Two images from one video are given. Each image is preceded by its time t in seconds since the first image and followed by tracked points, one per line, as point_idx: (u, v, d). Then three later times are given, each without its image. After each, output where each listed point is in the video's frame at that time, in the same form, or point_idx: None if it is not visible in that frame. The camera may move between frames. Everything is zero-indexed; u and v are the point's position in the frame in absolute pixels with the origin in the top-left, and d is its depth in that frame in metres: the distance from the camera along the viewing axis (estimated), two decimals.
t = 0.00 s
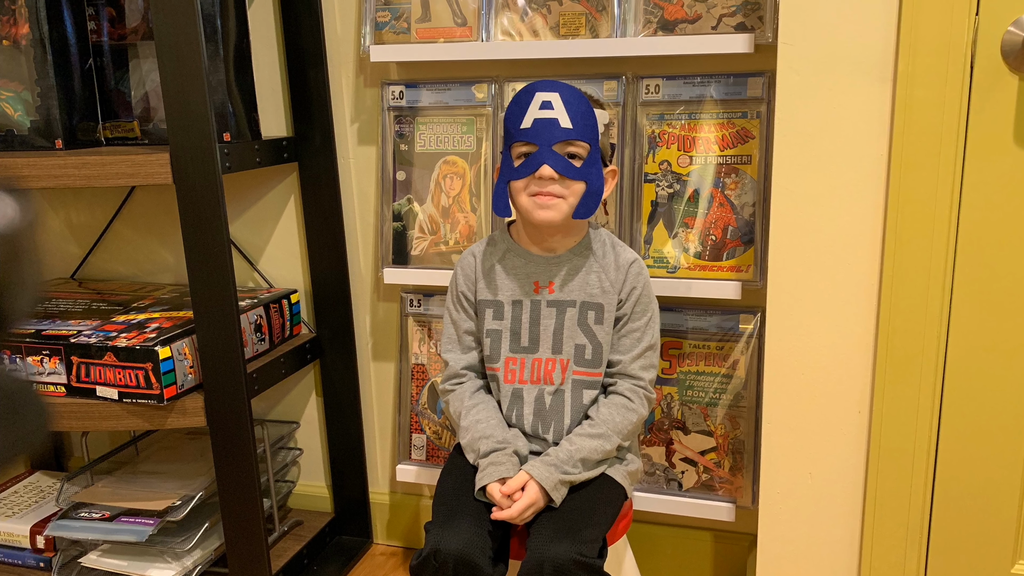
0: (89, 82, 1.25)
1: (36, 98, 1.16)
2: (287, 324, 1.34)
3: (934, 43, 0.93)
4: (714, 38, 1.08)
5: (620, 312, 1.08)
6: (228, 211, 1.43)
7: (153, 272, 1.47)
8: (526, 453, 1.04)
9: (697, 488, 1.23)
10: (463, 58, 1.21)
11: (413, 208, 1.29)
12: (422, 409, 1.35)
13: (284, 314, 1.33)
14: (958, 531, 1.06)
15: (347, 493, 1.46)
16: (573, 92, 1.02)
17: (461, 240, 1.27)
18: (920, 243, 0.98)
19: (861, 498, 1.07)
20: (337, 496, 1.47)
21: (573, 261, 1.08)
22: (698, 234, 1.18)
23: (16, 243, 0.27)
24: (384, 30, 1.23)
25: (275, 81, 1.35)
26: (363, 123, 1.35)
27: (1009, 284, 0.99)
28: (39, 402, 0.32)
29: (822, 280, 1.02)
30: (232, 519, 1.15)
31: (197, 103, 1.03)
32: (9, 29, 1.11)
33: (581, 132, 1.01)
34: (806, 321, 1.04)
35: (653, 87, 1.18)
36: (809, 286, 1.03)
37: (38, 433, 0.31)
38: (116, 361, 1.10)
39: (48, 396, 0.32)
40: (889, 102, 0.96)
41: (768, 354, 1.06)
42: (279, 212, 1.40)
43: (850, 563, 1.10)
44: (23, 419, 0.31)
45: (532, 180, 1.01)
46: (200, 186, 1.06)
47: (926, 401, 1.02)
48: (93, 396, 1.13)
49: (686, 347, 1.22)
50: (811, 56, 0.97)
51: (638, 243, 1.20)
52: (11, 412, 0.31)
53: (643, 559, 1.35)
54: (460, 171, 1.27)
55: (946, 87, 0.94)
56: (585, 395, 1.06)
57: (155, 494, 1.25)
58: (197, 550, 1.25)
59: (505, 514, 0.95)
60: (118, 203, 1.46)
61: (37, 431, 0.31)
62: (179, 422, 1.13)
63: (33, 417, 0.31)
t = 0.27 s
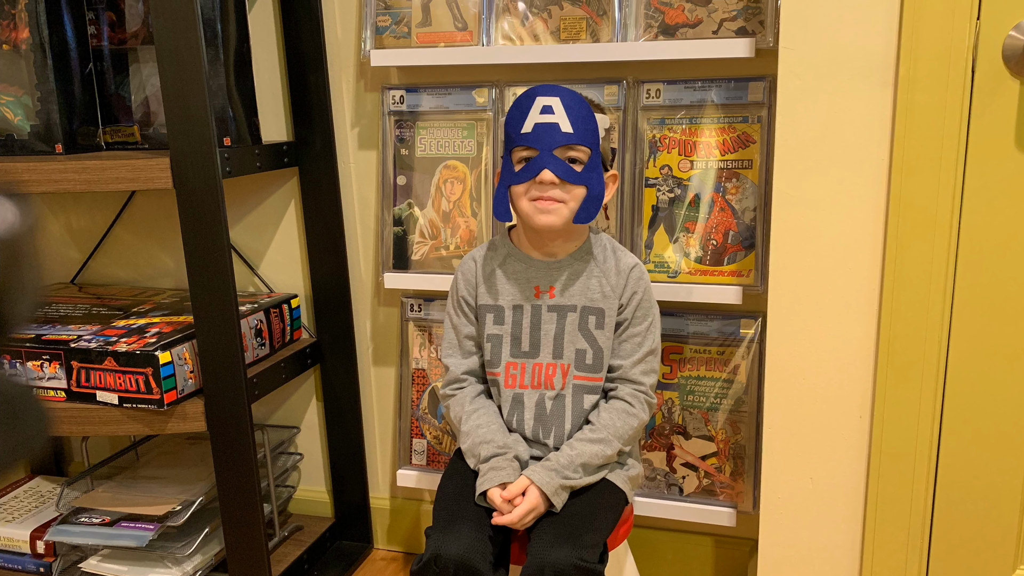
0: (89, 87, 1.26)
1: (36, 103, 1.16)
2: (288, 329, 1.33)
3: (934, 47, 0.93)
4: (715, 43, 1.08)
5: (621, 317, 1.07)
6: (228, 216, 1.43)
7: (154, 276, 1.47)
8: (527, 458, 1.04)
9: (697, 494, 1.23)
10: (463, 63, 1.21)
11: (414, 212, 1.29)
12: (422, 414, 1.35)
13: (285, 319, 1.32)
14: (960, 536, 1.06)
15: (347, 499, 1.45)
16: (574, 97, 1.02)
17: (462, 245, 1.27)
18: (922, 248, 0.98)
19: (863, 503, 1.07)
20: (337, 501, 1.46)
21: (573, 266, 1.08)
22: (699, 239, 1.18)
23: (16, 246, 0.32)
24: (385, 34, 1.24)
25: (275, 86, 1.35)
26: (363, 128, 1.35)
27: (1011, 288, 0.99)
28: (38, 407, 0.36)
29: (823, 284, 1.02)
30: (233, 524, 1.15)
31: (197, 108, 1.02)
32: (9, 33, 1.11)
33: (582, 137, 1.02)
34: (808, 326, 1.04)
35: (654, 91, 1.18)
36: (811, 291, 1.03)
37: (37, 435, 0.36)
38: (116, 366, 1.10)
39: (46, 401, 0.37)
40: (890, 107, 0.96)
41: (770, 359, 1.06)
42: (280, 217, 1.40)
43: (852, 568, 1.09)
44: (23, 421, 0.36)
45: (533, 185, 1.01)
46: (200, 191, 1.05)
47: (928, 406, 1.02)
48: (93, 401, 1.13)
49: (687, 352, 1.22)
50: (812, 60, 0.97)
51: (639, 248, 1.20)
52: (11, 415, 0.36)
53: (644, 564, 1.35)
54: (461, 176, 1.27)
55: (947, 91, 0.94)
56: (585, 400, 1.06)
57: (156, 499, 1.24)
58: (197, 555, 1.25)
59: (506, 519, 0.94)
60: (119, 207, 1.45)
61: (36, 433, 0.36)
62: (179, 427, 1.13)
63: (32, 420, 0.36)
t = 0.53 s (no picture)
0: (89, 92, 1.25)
1: (36, 107, 1.16)
2: (288, 334, 1.33)
3: (936, 51, 0.94)
4: (716, 47, 1.08)
5: (621, 322, 1.07)
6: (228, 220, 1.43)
7: (154, 281, 1.47)
8: (527, 463, 1.03)
9: (698, 499, 1.23)
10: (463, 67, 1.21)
11: (415, 217, 1.29)
12: (423, 419, 1.35)
13: (285, 324, 1.32)
14: (961, 541, 1.06)
15: (348, 504, 1.45)
16: (574, 101, 1.02)
17: (463, 249, 1.27)
18: (923, 253, 0.99)
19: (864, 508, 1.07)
20: (338, 506, 1.46)
21: (574, 271, 1.07)
22: (700, 243, 1.18)
23: (16, 252, 0.35)
24: (385, 39, 1.24)
25: (275, 90, 1.35)
26: (364, 132, 1.35)
27: (1012, 292, 0.99)
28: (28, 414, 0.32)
29: (824, 289, 1.02)
30: (233, 529, 1.15)
31: (198, 112, 1.02)
32: (9, 37, 1.12)
33: (582, 141, 1.01)
34: (809, 330, 1.04)
35: (655, 96, 1.18)
36: (812, 296, 1.03)
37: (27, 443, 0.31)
38: (116, 370, 1.10)
39: (45, 407, 0.39)
40: (891, 112, 0.96)
41: (771, 364, 1.06)
42: (280, 221, 1.40)
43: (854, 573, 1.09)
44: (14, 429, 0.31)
45: (533, 190, 1.01)
46: (201, 195, 1.05)
47: (929, 411, 1.02)
48: (93, 405, 1.12)
49: (688, 357, 1.22)
50: (813, 65, 0.97)
51: (640, 252, 1.20)
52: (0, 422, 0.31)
53: (645, 569, 1.35)
54: (461, 180, 1.27)
55: (948, 96, 0.95)
56: (586, 405, 1.06)
57: (156, 504, 1.24)
58: (198, 560, 1.24)
59: (506, 524, 0.94)
60: (119, 212, 1.45)
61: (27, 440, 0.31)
62: (179, 432, 1.13)
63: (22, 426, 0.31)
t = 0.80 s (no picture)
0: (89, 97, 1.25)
1: (36, 112, 1.16)
2: (289, 339, 1.33)
3: (938, 56, 0.94)
4: (717, 52, 1.08)
5: (622, 326, 1.07)
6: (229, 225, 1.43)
7: (154, 286, 1.47)
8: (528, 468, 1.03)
9: (699, 504, 1.23)
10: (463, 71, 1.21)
11: (416, 222, 1.29)
12: (424, 424, 1.35)
13: (285, 328, 1.32)
14: (962, 545, 1.06)
15: (348, 509, 1.44)
16: (575, 106, 1.02)
17: (463, 254, 1.27)
18: (924, 257, 0.99)
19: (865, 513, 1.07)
20: (338, 511, 1.45)
21: (575, 276, 1.07)
22: (701, 248, 1.18)
23: (15, 255, 0.28)
24: (386, 43, 1.24)
25: (275, 95, 1.35)
26: (364, 136, 1.35)
27: (1012, 296, 0.99)
28: (39, 416, 0.32)
29: (826, 294, 1.02)
30: (233, 534, 1.14)
31: (198, 116, 1.02)
32: (9, 42, 1.11)
33: (583, 146, 1.01)
34: (810, 335, 1.03)
35: (655, 101, 1.18)
36: (814, 300, 1.02)
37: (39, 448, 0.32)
38: (116, 375, 1.09)
39: (48, 411, 0.33)
40: (892, 116, 0.96)
41: (772, 368, 1.06)
42: (280, 226, 1.40)
43: None
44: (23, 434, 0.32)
45: (534, 195, 1.01)
46: (201, 200, 1.05)
47: (930, 415, 1.02)
48: (93, 410, 1.12)
49: (688, 362, 1.22)
50: (815, 69, 0.97)
51: (640, 257, 1.20)
52: (11, 427, 0.32)
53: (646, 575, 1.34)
54: (462, 185, 1.27)
55: (949, 101, 0.95)
56: (587, 409, 1.05)
57: (156, 509, 1.24)
58: (199, 566, 1.24)
59: (507, 529, 0.94)
60: (119, 217, 1.45)
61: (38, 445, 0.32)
62: (179, 437, 1.12)
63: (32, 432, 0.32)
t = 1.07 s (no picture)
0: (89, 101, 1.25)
1: (36, 116, 1.16)
2: (290, 344, 1.33)
3: (939, 60, 0.94)
4: (718, 56, 1.08)
5: (623, 331, 1.07)
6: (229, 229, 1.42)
7: (154, 290, 1.47)
8: (529, 473, 1.03)
9: (700, 509, 1.23)
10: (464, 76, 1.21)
11: (416, 226, 1.29)
12: (424, 429, 1.34)
13: (286, 333, 1.32)
14: (963, 550, 1.06)
15: (348, 514, 1.44)
16: (575, 111, 1.02)
17: (464, 259, 1.27)
18: (925, 262, 0.99)
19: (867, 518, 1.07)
20: (338, 516, 1.45)
21: (576, 281, 1.07)
22: (702, 253, 1.18)
23: (15, 260, 0.35)
24: (386, 47, 1.24)
25: (276, 99, 1.35)
26: (365, 141, 1.35)
27: (1013, 301, 1.00)
28: (38, 422, 0.40)
29: (827, 298, 1.02)
30: (233, 539, 1.14)
31: (198, 120, 1.02)
32: (9, 47, 1.13)
33: (583, 150, 1.01)
34: (811, 340, 1.03)
35: (656, 105, 1.18)
36: (815, 305, 1.02)
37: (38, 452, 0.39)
38: (116, 380, 1.09)
39: (45, 416, 0.40)
40: (894, 120, 0.96)
41: (773, 373, 1.06)
42: (280, 230, 1.40)
43: None
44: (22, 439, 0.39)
45: (535, 200, 1.01)
46: (201, 205, 1.05)
47: (931, 420, 1.02)
48: (93, 415, 1.12)
49: (689, 366, 1.22)
50: (815, 74, 0.97)
51: (641, 262, 1.20)
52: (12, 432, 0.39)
53: None
54: (463, 190, 1.27)
55: (951, 106, 0.95)
56: (587, 415, 1.05)
57: (156, 514, 1.24)
58: (199, 571, 1.23)
59: (507, 534, 0.93)
60: (119, 221, 1.45)
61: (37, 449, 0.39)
62: (180, 441, 1.12)
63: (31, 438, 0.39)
